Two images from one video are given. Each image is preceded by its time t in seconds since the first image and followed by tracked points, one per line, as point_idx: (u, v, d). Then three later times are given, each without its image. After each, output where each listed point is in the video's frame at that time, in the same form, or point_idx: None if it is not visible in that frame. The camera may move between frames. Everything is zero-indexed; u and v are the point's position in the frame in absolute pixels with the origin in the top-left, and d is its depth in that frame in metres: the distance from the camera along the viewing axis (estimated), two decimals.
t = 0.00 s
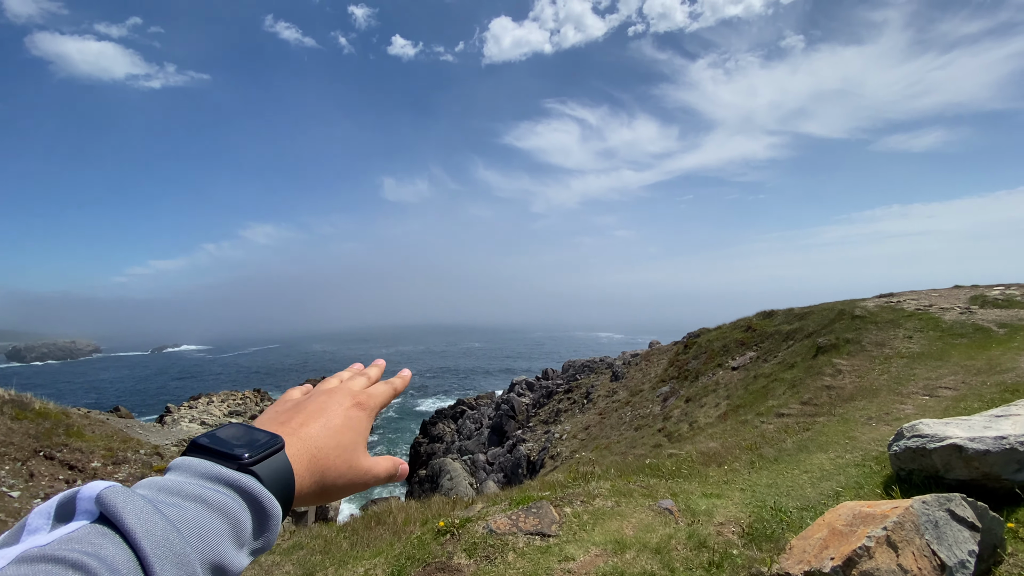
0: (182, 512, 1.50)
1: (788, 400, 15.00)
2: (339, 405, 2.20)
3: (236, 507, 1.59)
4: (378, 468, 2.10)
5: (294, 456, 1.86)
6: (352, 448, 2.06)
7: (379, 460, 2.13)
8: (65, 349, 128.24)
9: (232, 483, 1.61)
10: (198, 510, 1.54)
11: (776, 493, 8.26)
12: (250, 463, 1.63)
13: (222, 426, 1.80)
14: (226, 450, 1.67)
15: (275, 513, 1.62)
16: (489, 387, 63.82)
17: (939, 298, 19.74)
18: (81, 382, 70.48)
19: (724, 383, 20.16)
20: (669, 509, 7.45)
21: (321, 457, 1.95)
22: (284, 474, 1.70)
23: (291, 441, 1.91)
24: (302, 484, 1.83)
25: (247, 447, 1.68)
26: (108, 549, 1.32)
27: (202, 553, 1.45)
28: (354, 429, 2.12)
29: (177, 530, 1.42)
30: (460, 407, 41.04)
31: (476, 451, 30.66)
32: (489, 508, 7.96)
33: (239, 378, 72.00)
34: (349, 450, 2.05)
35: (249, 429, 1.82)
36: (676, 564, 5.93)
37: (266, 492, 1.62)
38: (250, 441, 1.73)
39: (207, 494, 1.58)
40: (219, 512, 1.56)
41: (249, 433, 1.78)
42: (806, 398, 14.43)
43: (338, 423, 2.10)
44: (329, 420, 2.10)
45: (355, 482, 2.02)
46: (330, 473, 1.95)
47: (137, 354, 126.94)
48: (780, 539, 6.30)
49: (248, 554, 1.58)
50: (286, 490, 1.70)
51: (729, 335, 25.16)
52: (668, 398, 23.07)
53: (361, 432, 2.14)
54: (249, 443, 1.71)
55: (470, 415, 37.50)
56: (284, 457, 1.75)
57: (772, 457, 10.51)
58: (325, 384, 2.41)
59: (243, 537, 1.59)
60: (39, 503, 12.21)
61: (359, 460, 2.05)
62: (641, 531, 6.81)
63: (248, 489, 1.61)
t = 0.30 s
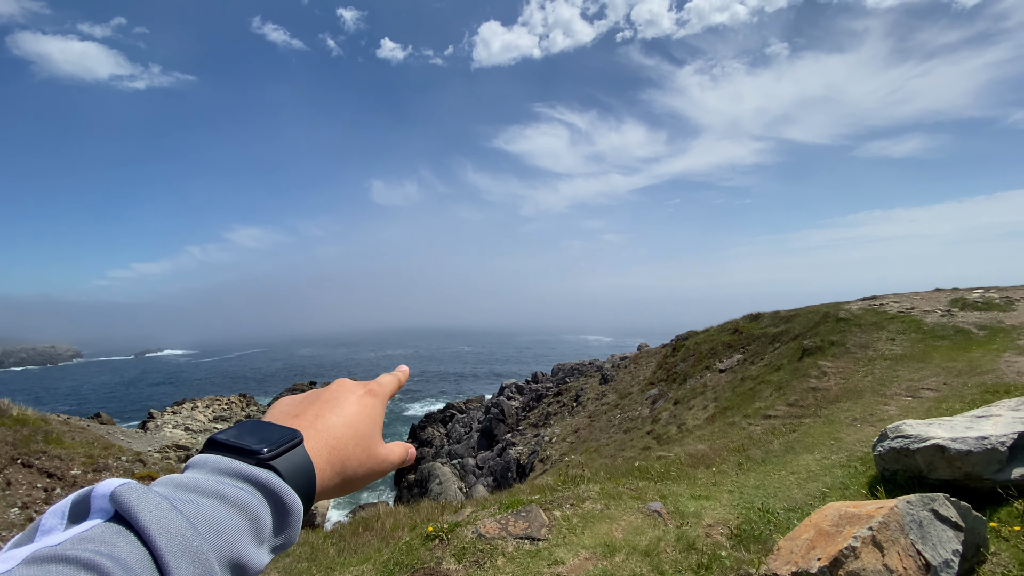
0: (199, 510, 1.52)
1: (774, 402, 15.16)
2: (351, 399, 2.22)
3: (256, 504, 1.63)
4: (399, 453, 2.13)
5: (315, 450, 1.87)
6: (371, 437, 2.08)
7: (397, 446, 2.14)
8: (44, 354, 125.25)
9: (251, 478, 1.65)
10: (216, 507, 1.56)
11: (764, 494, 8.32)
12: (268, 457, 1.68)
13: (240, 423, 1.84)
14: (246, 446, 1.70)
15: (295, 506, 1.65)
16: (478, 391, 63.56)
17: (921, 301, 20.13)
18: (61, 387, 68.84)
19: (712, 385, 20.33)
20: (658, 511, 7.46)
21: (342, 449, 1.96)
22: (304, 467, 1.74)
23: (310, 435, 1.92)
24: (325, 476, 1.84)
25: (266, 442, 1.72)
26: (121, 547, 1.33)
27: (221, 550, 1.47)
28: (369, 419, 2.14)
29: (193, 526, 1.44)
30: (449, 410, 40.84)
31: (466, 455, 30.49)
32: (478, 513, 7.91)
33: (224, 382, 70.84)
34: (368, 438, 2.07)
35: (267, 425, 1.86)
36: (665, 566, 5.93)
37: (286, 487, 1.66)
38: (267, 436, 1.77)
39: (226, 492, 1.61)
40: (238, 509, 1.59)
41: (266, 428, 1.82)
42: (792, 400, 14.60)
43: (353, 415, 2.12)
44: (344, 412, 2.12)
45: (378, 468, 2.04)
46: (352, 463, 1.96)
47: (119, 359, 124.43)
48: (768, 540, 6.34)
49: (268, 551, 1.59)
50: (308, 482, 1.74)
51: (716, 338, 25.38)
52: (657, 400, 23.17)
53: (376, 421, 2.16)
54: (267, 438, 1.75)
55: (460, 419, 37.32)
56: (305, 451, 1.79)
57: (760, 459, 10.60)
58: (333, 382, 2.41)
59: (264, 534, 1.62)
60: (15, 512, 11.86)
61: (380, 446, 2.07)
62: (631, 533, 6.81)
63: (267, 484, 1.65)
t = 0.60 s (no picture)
0: (128, 401, 1.54)
1: (758, 400, 15.36)
2: (308, 303, 2.33)
3: (195, 400, 1.68)
4: (361, 355, 2.26)
5: (266, 352, 2.00)
6: (329, 339, 2.20)
7: (360, 347, 2.28)
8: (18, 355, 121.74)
9: (188, 374, 1.69)
10: (148, 399, 1.58)
11: (746, 492, 8.43)
12: (203, 354, 1.73)
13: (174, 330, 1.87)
14: (176, 345, 1.74)
15: (237, 404, 1.73)
16: (466, 391, 63.41)
17: (900, 300, 20.56)
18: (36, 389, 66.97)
19: (697, 384, 20.53)
20: (642, 510, 7.50)
21: (297, 350, 2.10)
22: (242, 367, 1.81)
23: (262, 339, 2.05)
24: (276, 377, 1.97)
25: (199, 342, 1.78)
26: (38, 436, 1.35)
27: (154, 441, 1.51)
28: (328, 325, 2.25)
29: (120, 418, 1.46)
30: (437, 410, 40.66)
31: (453, 456, 30.40)
32: (463, 514, 7.87)
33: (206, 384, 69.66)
34: (326, 339, 2.19)
35: (203, 330, 1.91)
36: (648, 565, 5.97)
37: (226, 383, 1.73)
38: (202, 337, 1.82)
39: (156, 386, 1.62)
40: (173, 403, 1.62)
41: (201, 333, 1.87)
42: (775, 398, 14.82)
43: (309, 319, 2.23)
44: (301, 315, 2.23)
45: (338, 369, 2.19)
46: (310, 363, 2.11)
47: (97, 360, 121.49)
48: (749, 538, 6.42)
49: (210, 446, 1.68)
50: (251, 382, 1.82)
51: (701, 337, 25.66)
52: (643, 399, 23.35)
53: (335, 325, 2.28)
54: (202, 339, 1.81)
55: (447, 419, 37.20)
56: (243, 352, 1.87)
57: (742, 456, 10.74)
58: (294, 288, 2.52)
59: (205, 430, 1.69)
60: None
61: (338, 348, 2.20)
62: (614, 533, 6.84)
63: (205, 381, 1.70)
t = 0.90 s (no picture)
0: (98, 386, 1.53)
1: (741, 393, 15.61)
2: (310, 321, 2.31)
3: (168, 381, 1.65)
4: (349, 381, 2.14)
5: (249, 346, 1.96)
6: (319, 355, 2.12)
7: (352, 373, 2.17)
8: None
9: (157, 356, 1.68)
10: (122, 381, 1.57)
11: (728, 484, 8.57)
12: (173, 335, 1.73)
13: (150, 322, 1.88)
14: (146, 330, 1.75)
15: (207, 375, 1.69)
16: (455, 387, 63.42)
17: (881, 295, 20.98)
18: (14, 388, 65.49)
19: (683, 378, 20.76)
20: (626, 503, 7.60)
21: (282, 351, 2.03)
22: (210, 347, 1.78)
23: (248, 334, 2.03)
24: (252, 368, 1.90)
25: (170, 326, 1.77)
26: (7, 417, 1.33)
27: (128, 419, 1.50)
28: (321, 341, 2.19)
29: (92, 399, 1.45)
30: (425, 406, 40.61)
31: (442, 451, 30.40)
32: (448, 509, 7.89)
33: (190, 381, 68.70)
34: (316, 354, 2.12)
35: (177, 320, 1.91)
36: (632, 557, 6.04)
37: (197, 362, 1.70)
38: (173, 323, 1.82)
39: (128, 369, 1.61)
40: (147, 382, 1.61)
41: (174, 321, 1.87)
42: (758, 392, 15.06)
43: (307, 332, 2.20)
44: (300, 327, 2.21)
45: (321, 387, 2.07)
46: (291, 369, 2.01)
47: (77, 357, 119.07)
48: (730, 529, 6.54)
49: (189, 427, 1.66)
50: (225, 361, 1.78)
51: (687, 332, 25.96)
52: (630, 394, 23.58)
53: (331, 345, 2.23)
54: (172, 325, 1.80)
55: (436, 415, 37.17)
56: (215, 335, 1.84)
57: (725, 449, 10.91)
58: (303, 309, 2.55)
59: (182, 410, 1.66)
60: None
61: (326, 363, 2.10)
62: (598, 525, 6.91)
63: (175, 362, 1.68)
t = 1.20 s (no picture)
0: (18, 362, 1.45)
1: (730, 384, 15.82)
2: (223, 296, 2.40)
3: (88, 354, 1.57)
4: (283, 319, 2.29)
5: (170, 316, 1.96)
6: (244, 307, 2.22)
7: (281, 315, 2.32)
8: None
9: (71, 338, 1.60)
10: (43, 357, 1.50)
11: (716, 473, 8.71)
12: (73, 326, 1.64)
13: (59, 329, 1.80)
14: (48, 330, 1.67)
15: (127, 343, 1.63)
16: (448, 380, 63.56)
17: (868, 286, 21.29)
18: None
19: (673, 369, 20.97)
20: (616, 492, 7.70)
21: (206, 314, 2.07)
22: (123, 325, 1.69)
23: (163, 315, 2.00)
24: (174, 324, 1.91)
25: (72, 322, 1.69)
26: None
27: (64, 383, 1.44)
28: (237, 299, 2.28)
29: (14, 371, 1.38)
30: (418, 399, 40.67)
31: (435, 443, 30.51)
32: (441, 500, 7.94)
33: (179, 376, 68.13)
34: (240, 308, 2.21)
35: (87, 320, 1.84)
36: (621, 545, 6.14)
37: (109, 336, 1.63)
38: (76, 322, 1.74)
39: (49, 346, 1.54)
40: (70, 357, 1.54)
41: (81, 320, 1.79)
42: (747, 382, 15.27)
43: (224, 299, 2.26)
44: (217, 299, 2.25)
45: (256, 333, 2.19)
46: (220, 326, 2.07)
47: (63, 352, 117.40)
48: (718, 517, 6.66)
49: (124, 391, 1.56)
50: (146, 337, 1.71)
51: (677, 324, 26.20)
52: (621, 385, 23.80)
53: (254, 300, 2.33)
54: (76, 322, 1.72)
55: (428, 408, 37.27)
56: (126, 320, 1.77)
57: (714, 439, 11.06)
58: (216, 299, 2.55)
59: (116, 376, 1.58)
60: None
61: (253, 311, 2.22)
62: (589, 514, 7.01)
63: (89, 338, 1.60)
